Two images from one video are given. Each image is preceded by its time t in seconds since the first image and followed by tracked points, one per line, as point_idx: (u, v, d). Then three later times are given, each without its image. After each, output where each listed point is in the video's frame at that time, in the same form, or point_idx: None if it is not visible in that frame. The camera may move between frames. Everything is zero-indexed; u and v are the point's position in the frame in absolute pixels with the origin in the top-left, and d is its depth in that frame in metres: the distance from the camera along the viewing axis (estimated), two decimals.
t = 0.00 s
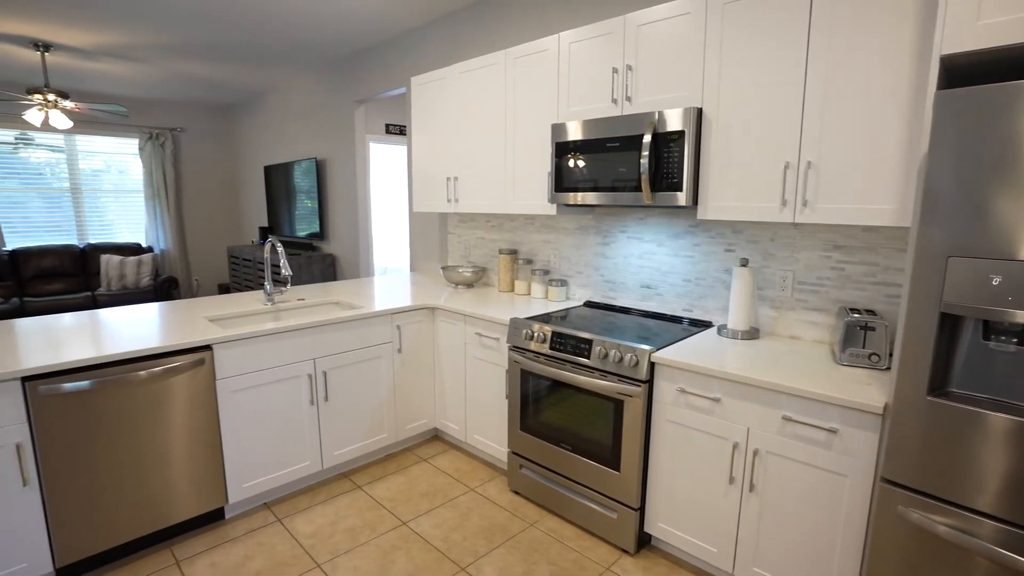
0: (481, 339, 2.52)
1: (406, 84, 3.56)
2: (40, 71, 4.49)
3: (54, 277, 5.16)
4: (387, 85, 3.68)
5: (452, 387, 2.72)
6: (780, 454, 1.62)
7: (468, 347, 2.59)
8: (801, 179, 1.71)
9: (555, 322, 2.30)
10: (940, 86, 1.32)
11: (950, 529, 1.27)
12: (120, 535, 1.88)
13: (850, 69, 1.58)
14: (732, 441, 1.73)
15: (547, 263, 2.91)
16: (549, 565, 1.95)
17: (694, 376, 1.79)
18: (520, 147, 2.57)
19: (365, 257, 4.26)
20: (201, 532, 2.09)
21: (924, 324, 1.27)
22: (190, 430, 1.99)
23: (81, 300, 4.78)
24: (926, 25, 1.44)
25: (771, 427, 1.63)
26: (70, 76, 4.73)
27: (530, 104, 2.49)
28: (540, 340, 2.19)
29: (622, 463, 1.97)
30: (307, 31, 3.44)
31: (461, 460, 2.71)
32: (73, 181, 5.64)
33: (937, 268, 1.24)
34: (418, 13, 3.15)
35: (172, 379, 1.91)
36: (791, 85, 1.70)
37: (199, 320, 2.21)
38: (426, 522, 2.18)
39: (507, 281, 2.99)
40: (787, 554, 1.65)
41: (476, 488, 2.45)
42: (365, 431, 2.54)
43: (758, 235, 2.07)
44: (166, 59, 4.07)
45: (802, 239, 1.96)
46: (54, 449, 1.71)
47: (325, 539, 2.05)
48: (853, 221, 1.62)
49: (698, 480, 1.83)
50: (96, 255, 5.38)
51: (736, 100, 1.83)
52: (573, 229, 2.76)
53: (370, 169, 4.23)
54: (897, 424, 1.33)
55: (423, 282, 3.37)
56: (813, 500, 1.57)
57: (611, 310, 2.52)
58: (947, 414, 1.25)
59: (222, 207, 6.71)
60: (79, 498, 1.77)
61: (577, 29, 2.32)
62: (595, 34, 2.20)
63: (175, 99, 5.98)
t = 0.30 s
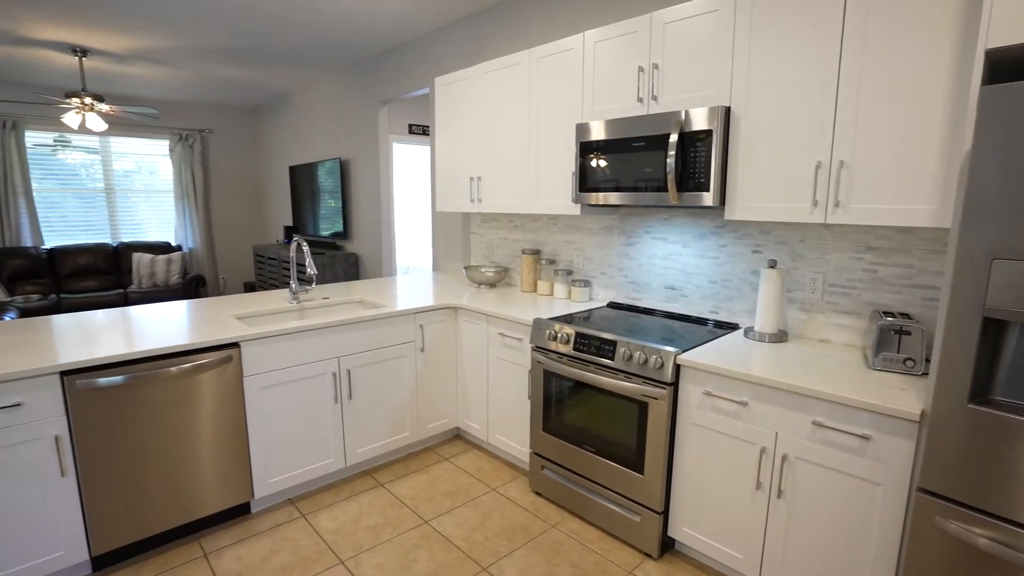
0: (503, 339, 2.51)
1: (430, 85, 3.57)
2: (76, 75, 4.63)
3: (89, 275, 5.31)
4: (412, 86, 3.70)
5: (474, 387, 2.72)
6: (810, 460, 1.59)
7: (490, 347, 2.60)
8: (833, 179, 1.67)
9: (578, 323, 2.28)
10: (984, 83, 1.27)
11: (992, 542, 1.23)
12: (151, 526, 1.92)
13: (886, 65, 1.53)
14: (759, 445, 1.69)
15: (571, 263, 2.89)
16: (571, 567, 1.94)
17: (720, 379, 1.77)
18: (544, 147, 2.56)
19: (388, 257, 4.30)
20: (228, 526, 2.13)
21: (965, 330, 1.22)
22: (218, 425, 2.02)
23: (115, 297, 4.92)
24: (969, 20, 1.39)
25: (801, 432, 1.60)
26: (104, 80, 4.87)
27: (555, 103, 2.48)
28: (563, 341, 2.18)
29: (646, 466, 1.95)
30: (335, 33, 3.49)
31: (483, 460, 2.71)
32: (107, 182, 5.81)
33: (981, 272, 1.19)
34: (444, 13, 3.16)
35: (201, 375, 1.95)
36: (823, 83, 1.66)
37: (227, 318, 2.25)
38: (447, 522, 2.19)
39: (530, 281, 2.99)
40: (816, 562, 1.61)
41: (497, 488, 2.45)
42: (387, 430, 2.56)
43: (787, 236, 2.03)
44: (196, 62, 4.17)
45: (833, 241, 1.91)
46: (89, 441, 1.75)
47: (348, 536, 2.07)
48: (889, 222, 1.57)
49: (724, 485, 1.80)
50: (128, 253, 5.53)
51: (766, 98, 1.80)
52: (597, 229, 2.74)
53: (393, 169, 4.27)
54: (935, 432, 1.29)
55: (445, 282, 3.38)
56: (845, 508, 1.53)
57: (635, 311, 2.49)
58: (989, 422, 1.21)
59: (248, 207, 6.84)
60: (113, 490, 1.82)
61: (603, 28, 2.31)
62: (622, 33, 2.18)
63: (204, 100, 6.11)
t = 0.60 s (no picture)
0: (526, 339, 2.51)
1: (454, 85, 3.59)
2: (111, 79, 4.77)
3: (121, 273, 5.46)
4: (436, 86, 3.72)
5: (496, 386, 2.72)
6: (841, 467, 1.55)
7: (513, 347, 2.59)
8: (867, 178, 1.62)
9: (601, 324, 2.27)
10: None
11: None
12: (180, 518, 1.97)
13: (925, 61, 1.49)
14: (788, 451, 1.66)
15: (594, 264, 2.87)
16: (594, 570, 1.92)
17: (748, 383, 1.73)
18: (568, 147, 2.55)
19: (411, 256, 4.33)
20: (254, 520, 2.17)
21: (1009, 335, 1.18)
22: (244, 421, 2.05)
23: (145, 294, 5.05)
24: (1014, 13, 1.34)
25: (831, 438, 1.56)
26: (137, 83, 5.00)
27: (579, 102, 2.47)
28: (587, 342, 2.16)
29: (670, 470, 1.93)
30: (360, 34, 3.53)
31: (504, 459, 2.71)
32: (139, 182, 5.97)
33: None
34: (469, 13, 3.17)
35: (229, 372, 1.98)
36: (858, 80, 1.62)
37: (254, 316, 2.29)
38: (469, 521, 2.19)
39: (553, 282, 2.98)
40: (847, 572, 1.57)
41: (519, 488, 2.45)
42: (410, 428, 2.57)
43: (817, 237, 1.98)
44: (226, 65, 4.25)
45: (866, 242, 1.86)
46: (123, 434, 1.80)
47: (370, 533, 2.09)
48: (925, 223, 1.53)
49: (751, 490, 1.77)
50: (158, 252, 5.67)
51: (796, 96, 1.76)
52: (621, 229, 2.72)
53: (416, 169, 4.29)
54: (976, 442, 1.25)
55: (468, 281, 3.39)
56: (878, 516, 1.49)
57: (659, 313, 2.47)
58: None
59: (273, 206, 6.96)
60: (144, 482, 1.87)
61: (629, 26, 2.29)
62: (648, 31, 2.16)
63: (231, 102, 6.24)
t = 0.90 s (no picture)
0: (548, 340, 2.50)
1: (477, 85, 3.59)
2: (143, 82, 4.89)
3: (151, 270, 5.60)
4: (459, 86, 3.73)
5: (518, 386, 2.72)
6: (874, 474, 1.50)
7: (534, 347, 2.59)
8: (901, 177, 1.58)
9: (624, 325, 2.25)
10: None
11: None
12: (207, 512, 2.00)
13: (964, 57, 1.44)
14: (817, 457, 1.62)
15: (617, 264, 2.85)
16: (615, 572, 1.91)
17: (775, 386, 1.70)
18: (592, 147, 2.54)
19: (433, 256, 4.35)
20: (278, 515, 2.20)
21: None
22: (268, 418, 2.08)
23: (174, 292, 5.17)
24: None
25: (862, 445, 1.52)
26: (168, 86, 5.12)
27: (603, 102, 2.46)
28: (610, 343, 2.15)
29: (694, 473, 1.90)
30: (385, 35, 3.56)
31: (525, 460, 2.71)
32: (168, 182, 6.12)
33: None
34: (493, 13, 3.17)
35: (254, 369, 2.01)
36: (892, 79, 1.58)
37: (279, 314, 2.32)
38: (490, 521, 2.19)
39: (576, 282, 2.96)
40: None
41: (539, 489, 2.44)
42: (431, 427, 2.58)
43: (847, 238, 1.93)
44: (253, 67, 4.33)
45: (900, 243, 1.81)
46: (153, 429, 1.84)
47: (392, 531, 2.11)
48: (964, 224, 1.48)
49: (778, 496, 1.73)
50: (186, 250, 5.79)
51: (827, 94, 1.72)
52: (645, 230, 2.69)
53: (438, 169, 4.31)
54: (1018, 452, 1.20)
55: (490, 281, 3.40)
56: (912, 526, 1.45)
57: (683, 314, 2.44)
58: None
59: (297, 206, 7.06)
60: (175, 476, 1.91)
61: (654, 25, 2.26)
62: (674, 29, 2.13)
63: (257, 104, 6.35)
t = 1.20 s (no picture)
0: (570, 341, 2.49)
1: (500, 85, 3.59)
2: (173, 84, 5.01)
3: (178, 269, 5.72)
4: (481, 86, 3.73)
5: (538, 387, 2.71)
6: (906, 483, 1.46)
7: (556, 348, 2.58)
8: (938, 177, 1.53)
9: (647, 327, 2.23)
10: None
11: None
12: (232, 507, 2.04)
13: (1007, 52, 1.39)
14: (846, 464, 1.58)
15: (639, 265, 2.83)
16: None
17: (803, 391, 1.66)
18: (615, 147, 2.52)
19: (454, 255, 4.37)
20: (301, 511, 2.23)
21: None
22: (292, 415, 2.11)
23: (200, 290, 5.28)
24: None
25: (894, 452, 1.48)
26: (197, 88, 5.24)
27: (627, 101, 2.43)
28: (633, 344, 2.13)
29: (718, 478, 1.87)
30: (409, 36, 3.58)
31: (545, 461, 2.70)
32: (196, 182, 6.26)
33: None
34: (517, 12, 3.17)
35: (278, 367, 2.04)
36: (925, 76, 1.54)
37: (303, 313, 2.35)
38: (510, 521, 2.19)
39: (597, 283, 2.95)
40: None
41: (560, 491, 2.43)
42: (452, 427, 2.59)
43: (879, 239, 1.88)
44: (279, 69, 4.40)
45: (935, 245, 1.76)
46: (181, 424, 1.88)
47: (413, 530, 2.12)
48: (1004, 225, 1.43)
49: (805, 503, 1.69)
50: (213, 249, 5.91)
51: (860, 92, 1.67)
52: (668, 231, 2.66)
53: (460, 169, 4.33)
54: None
55: (511, 281, 3.40)
56: (947, 538, 1.40)
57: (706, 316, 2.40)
58: None
59: (320, 206, 7.15)
60: (201, 470, 1.95)
61: (679, 23, 2.24)
62: (700, 27, 2.10)
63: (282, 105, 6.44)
